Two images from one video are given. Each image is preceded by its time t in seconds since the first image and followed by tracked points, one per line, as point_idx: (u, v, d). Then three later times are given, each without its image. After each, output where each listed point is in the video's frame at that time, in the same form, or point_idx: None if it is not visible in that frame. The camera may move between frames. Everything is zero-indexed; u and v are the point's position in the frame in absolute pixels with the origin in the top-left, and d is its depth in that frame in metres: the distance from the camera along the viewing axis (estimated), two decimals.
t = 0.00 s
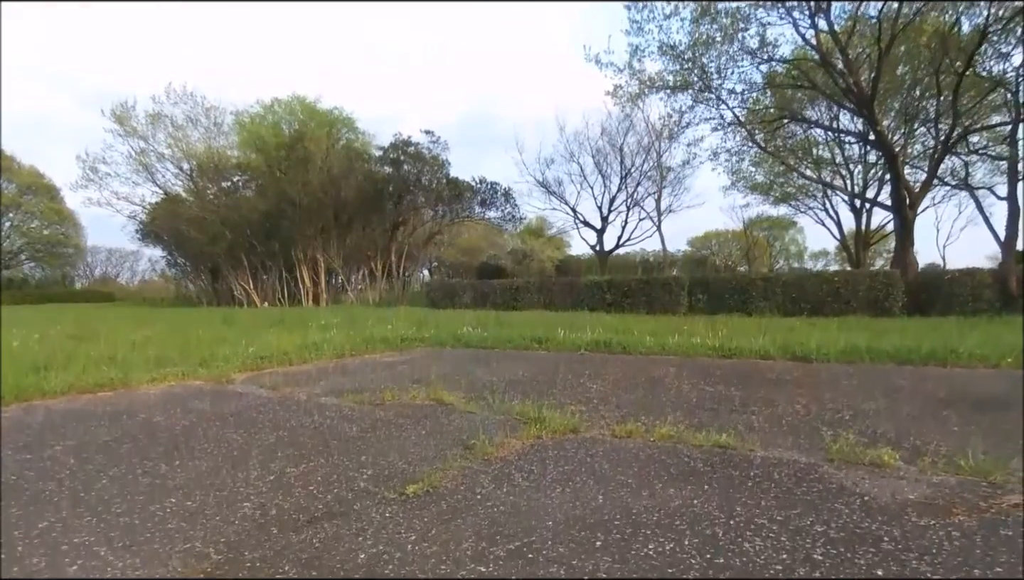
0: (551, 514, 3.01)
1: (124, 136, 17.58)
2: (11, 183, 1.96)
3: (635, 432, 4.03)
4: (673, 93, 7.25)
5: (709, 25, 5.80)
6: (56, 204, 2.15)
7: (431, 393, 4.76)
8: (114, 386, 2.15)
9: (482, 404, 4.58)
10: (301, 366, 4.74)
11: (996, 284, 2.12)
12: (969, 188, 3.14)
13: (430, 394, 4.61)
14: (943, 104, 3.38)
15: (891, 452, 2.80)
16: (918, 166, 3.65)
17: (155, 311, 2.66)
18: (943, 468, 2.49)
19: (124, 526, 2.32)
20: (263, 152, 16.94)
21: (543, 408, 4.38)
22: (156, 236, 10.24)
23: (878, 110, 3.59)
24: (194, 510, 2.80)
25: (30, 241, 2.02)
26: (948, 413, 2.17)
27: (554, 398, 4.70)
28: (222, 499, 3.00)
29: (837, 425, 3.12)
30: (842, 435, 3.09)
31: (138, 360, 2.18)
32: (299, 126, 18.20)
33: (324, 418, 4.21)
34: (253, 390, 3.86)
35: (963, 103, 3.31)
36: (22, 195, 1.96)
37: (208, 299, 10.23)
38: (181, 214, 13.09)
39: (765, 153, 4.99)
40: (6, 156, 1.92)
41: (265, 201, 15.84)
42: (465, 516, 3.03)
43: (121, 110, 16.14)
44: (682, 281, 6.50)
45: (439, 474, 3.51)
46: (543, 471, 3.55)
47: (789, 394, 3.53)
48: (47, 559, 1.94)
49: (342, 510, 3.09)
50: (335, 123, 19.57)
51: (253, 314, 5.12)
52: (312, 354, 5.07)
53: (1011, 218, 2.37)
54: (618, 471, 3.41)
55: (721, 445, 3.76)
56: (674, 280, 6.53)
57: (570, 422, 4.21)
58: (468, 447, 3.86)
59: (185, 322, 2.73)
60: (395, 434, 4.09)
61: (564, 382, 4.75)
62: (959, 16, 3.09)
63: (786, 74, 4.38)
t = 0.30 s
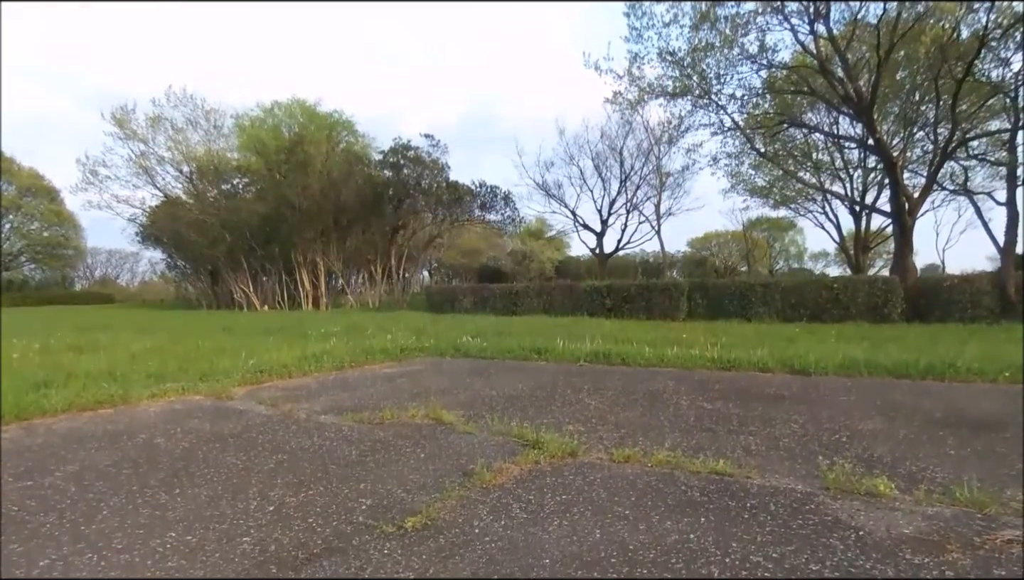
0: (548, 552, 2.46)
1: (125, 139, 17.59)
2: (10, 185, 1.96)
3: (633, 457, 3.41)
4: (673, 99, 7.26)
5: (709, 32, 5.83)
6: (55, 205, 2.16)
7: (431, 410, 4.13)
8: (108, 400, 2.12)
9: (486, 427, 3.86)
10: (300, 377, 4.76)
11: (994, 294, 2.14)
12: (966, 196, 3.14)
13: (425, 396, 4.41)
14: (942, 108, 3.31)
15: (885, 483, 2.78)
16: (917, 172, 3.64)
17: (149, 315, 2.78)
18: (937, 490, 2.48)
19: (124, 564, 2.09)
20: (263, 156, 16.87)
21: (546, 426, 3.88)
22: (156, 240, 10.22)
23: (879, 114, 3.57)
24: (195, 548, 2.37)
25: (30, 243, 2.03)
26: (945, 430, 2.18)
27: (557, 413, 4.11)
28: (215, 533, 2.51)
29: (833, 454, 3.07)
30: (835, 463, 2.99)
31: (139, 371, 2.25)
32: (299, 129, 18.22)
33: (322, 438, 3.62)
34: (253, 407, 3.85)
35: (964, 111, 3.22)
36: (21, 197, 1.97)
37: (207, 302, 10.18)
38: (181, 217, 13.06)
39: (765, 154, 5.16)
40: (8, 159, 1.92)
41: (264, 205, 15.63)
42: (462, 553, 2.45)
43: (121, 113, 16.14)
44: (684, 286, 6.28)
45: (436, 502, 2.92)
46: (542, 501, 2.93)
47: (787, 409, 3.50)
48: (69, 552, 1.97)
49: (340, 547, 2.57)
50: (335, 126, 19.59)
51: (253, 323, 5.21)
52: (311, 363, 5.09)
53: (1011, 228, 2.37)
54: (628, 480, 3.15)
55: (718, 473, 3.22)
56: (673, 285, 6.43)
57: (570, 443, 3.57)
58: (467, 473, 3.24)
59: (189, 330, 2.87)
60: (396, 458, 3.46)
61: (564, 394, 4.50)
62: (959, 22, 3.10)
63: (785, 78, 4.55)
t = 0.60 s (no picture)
0: (548, 574, 2.12)
1: (124, 141, 17.54)
2: (10, 186, 1.97)
3: (633, 471, 3.11)
4: (672, 103, 7.29)
5: (710, 36, 5.87)
6: (56, 207, 2.15)
7: (432, 420, 3.79)
8: (106, 411, 2.26)
9: (488, 440, 3.52)
10: (302, 384, 4.74)
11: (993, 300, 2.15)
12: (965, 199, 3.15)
13: (422, 406, 4.22)
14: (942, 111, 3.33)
15: (885, 499, 2.68)
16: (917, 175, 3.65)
17: (153, 317, 2.87)
18: (937, 506, 2.40)
19: None
20: (263, 160, 17.16)
21: (546, 438, 3.63)
22: (157, 240, 10.17)
23: (879, 116, 3.85)
24: (196, 568, 2.12)
25: (30, 245, 2.04)
26: (947, 439, 2.17)
27: (557, 424, 3.84)
28: (218, 553, 2.25)
29: (833, 471, 2.96)
30: (836, 480, 2.86)
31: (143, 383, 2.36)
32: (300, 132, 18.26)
33: (325, 450, 3.37)
34: (253, 418, 3.79)
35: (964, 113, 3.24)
36: (20, 198, 1.96)
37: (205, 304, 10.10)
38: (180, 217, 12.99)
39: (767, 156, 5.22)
40: (8, 160, 1.95)
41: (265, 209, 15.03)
42: (465, 576, 2.10)
43: (122, 113, 16.11)
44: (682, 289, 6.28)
45: (437, 520, 2.52)
46: (543, 519, 2.56)
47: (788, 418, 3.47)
48: (85, 556, 1.92)
49: (342, 569, 2.18)
50: (336, 129, 19.63)
51: (259, 328, 5.32)
52: (314, 370, 5.08)
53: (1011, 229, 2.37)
54: (627, 494, 2.82)
55: (718, 488, 2.93)
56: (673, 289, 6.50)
57: (570, 457, 3.23)
58: (468, 488, 2.86)
59: (197, 335, 2.99)
60: (398, 471, 3.07)
61: (566, 402, 4.33)
62: (959, 26, 3.06)
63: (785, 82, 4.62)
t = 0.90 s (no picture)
0: None
1: (124, 142, 17.51)
2: (11, 188, 1.94)
3: (634, 476, 3.04)
4: (673, 104, 7.30)
5: (710, 37, 5.89)
6: (55, 207, 2.15)
7: (433, 425, 3.79)
8: (71, 420, 2.26)
9: (488, 445, 3.50)
10: (302, 384, 4.73)
11: (994, 299, 2.13)
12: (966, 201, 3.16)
13: (419, 414, 4.11)
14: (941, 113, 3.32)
15: (886, 507, 2.55)
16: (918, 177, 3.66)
17: (149, 315, 2.88)
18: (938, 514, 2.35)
19: None
20: (263, 160, 16.84)
21: (547, 443, 3.58)
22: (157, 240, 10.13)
23: (878, 117, 3.76)
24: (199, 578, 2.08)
25: (31, 245, 2.05)
26: (949, 443, 2.15)
27: (557, 428, 3.82)
28: (221, 563, 2.15)
29: (833, 477, 2.87)
30: (835, 488, 2.77)
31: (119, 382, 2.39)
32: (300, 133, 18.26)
33: (325, 455, 3.28)
34: (253, 421, 3.75)
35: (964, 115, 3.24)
36: (20, 200, 1.94)
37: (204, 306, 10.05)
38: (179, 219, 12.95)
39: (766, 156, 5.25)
40: (9, 161, 1.90)
41: (265, 209, 14.96)
42: None
43: (122, 113, 16.07)
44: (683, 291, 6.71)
45: (439, 528, 2.48)
46: (544, 526, 2.52)
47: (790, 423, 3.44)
48: (90, 565, 1.89)
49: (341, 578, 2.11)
50: (336, 130, 19.62)
51: (258, 331, 5.32)
52: (315, 371, 5.09)
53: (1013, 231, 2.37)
54: (629, 502, 2.76)
55: (719, 495, 2.85)
56: (673, 290, 6.85)
57: (571, 463, 3.21)
58: (470, 494, 2.83)
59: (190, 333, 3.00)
60: (398, 478, 3.01)
61: (566, 407, 4.30)
62: (959, 29, 3.05)
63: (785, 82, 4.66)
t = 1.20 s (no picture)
0: None
1: (124, 142, 17.50)
2: (12, 188, 1.97)
3: (635, 479, 3.05)
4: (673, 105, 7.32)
5: (710, 38, 5.90)
6: (55, 208, 2.16)
7: (433, 427, 3.79)
8: (71, 421, 2.23)
9: (489, 447, 3.51)
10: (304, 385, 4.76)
11: (995, 300, 2.14)
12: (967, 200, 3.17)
13: (418, 416, 4.11)
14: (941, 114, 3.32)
15: (886, 510, 2.57)
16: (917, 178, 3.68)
17: (151, 316, 2.90)
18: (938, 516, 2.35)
19: None
20: (262, 160, 17.13)
21: (547, 445, 3.59)
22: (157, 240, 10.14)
23: (878, 117, 3.79)
24: None
25: (31, 245, 2.05)
26: (949, 445, 2.15)
27: (557, 430, 3.83)
28: (222, 566, 2.15)
29: (834, 481, 2.87)
30: (836, 491, 2.78)
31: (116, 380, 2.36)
32: (300, 133, 18.26)
33: (327, 458, 3.28)
34: (254, 423, 3.76)
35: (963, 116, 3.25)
36: (20, 200, 1.97)
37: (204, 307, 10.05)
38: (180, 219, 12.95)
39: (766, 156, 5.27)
40: (10, 162, 1.92)
41: (265, 210, 14.95)
42: None
43: (122, 113, 16.07)
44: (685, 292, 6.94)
45: (440, 531, 2.49)
46: (544, 528, 2.53)
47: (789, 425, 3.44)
48: (91, 569, 1.88)
49: None
50: (336, 130, 19.63)
51: (263, 331, 5.38)
52: (317, 373, 5.11)
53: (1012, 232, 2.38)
54: (631, 505, 2.77)
55: (719, 497, 2.85)
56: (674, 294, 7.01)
57: (572, 465, 3.21)
58: (470, 496, 2.84)
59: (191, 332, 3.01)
60: (400, 480, 3.01)
61: (566, 408, 4.30)
62: (959, 29, 3.05)
63: (786, 83, 4.66)
